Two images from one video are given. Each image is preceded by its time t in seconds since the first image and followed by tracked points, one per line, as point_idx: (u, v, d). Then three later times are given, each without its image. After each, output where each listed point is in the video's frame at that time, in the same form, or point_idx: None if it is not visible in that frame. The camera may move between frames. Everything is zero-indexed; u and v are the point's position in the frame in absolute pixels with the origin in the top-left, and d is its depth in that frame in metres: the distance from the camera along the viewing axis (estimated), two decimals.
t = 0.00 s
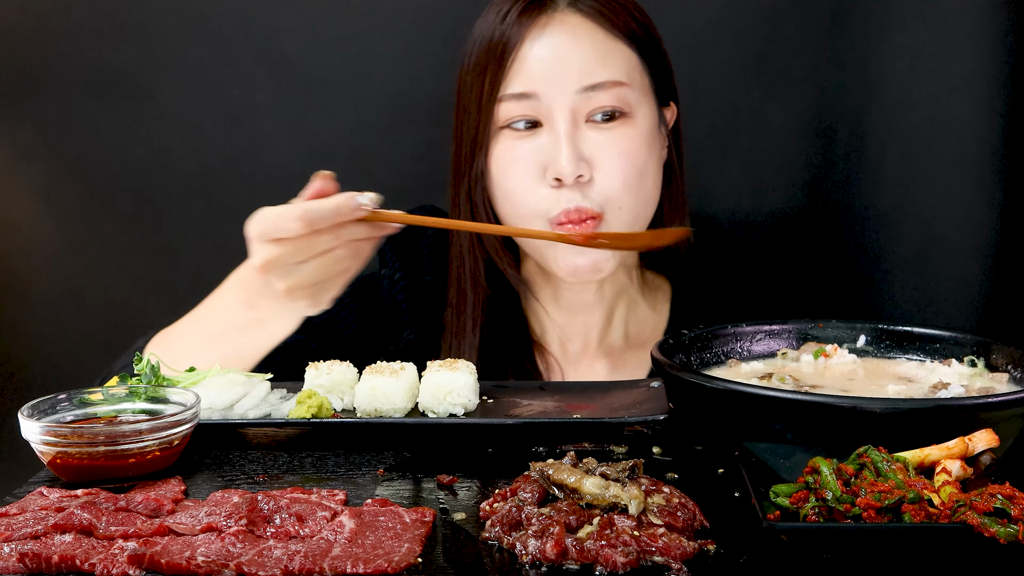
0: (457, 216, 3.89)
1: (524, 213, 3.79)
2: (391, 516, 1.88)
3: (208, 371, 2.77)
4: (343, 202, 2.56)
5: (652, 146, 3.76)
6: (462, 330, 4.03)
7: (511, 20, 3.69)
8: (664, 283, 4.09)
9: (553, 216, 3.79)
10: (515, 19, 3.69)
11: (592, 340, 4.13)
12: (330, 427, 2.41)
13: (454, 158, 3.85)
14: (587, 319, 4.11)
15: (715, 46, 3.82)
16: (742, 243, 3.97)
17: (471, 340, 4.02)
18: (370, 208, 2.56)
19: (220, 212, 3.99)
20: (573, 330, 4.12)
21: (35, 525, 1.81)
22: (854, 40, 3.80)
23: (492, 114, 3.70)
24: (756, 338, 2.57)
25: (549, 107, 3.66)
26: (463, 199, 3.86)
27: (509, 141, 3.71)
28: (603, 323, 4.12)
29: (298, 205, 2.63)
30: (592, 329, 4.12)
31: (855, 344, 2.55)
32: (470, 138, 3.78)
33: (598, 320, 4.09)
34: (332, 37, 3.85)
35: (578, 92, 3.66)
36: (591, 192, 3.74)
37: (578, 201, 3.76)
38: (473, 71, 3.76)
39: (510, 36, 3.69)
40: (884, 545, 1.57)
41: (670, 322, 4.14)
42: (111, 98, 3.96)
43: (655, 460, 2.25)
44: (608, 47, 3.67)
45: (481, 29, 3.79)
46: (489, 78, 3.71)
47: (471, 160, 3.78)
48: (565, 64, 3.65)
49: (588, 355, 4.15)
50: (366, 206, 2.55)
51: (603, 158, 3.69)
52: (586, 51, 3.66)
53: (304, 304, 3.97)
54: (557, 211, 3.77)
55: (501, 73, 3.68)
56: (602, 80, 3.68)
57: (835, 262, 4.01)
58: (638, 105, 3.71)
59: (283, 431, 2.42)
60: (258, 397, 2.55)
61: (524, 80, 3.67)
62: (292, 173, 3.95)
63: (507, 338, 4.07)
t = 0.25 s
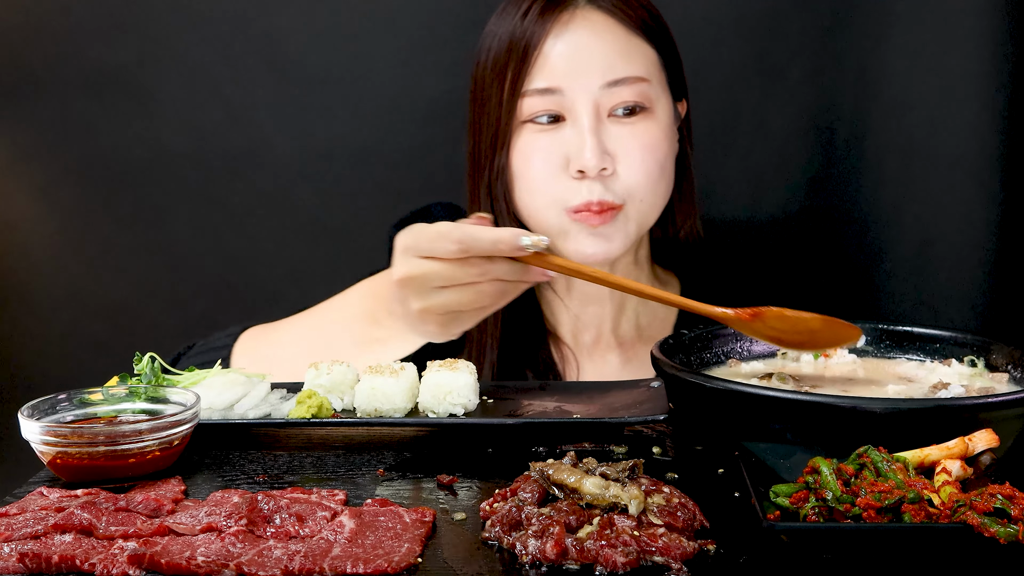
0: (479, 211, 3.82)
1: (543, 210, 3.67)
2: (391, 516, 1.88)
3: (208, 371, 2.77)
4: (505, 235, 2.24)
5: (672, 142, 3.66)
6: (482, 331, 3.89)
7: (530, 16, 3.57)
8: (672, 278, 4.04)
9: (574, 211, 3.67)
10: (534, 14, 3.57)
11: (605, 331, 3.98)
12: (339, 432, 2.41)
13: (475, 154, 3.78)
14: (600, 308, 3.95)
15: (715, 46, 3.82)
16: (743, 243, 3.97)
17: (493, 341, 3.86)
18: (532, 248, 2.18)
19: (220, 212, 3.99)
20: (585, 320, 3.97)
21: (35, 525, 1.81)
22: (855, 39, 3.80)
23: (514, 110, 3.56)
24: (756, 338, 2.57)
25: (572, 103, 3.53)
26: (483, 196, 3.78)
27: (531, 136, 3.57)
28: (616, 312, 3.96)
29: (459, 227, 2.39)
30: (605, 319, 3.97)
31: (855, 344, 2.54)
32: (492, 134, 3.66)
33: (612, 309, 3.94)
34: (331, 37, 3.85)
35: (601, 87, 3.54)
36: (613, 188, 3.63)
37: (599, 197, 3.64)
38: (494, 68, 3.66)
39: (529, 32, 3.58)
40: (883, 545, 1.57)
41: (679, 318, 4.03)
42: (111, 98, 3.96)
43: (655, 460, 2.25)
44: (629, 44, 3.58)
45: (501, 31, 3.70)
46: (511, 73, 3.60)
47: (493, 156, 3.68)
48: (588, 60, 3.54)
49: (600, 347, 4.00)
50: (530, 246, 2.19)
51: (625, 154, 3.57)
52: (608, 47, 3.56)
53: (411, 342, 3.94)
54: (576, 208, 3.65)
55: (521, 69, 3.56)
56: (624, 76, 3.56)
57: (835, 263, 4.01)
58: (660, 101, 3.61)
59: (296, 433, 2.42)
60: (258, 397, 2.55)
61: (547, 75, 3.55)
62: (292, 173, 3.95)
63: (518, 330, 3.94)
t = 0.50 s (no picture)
0: (494, 212, 3.63)
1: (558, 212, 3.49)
2: (391, 516, 1.88)
3: (208, 371, 2.77)
4: (553, 250, 2.23)
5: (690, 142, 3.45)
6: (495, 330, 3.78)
7: (545, 12, 3.35)
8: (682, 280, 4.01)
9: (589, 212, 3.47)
10: (550, 10, 3.34)
11: (614, 330, 3.98)
12: (338, 432, 2.43)
13: (489, 153, 3.58)
14: (611, 309, 3.92)
15: (715, 46, 3.82)
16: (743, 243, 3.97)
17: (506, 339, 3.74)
18: (578, 265, 2.18)
19: (220, 212, 3.99)
20: (595, 320, 3.97)
21: (35, 525, 1.81)
22: (855, 40, 3.80)
23: (531, 107, 3.33)
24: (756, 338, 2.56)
25: (590, 98, 3.28)
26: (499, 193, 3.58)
27: (546, 136, 3.35)
28: (626, 313, 3.94)
29: (509, 237, 2.38)
30: (615, 319, 3.95)
31: (855, 344, 2.54)
32: (505, 135, 3.46)
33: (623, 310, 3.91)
34: (331, 37, 3.85)
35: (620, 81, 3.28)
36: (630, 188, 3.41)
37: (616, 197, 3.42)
38: (508, 67, 3.41)
39: (545, 28, 3.34)
40: (883, 545, 1.57)
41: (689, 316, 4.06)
42: (110, 98, 3.96)
43: (655, 460, 2.25)
44: (646, 39, 3.34)
45: (518, 31, 3.43)
46: (526, 70, 3.35)
47: (509, 156, 3.46)
48: (606, 56, 3.31)
49: (610, 345, 4.01)
50: (576, 264, 2.19)
51: (646, 153, 3.35)
52: (626, 42, 3.33)
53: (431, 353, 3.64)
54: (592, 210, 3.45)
55: (537, 66, 3.32)
56: (644, 71, 3.31)
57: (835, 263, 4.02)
58: (678, 99, 3.38)
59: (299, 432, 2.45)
60: (258, 397, 2.55)
61: (564, 71, 3.32)
62: (291, 172, 3.95)
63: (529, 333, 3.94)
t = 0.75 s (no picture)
0: (504, 213, 3.62)
1: (567, 212, 3.47)
2: (391, 516, 1.88)
3: (209, 371, 2.78)
4: (560, 266, 2.23)
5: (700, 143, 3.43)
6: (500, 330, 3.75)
7: (556, 11, 3.33)
8: (688, 280, 3.92)
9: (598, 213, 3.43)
10: (561, 9, 3.32)
11: (619, 331, 4.02)
12: (339, 432, 2.43)
13: (500, 153, 3.56)
14: (617, 312, 3.94)
15: (715, 46, 3.84)
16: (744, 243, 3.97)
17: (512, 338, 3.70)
18: (584, 281, 2.20)
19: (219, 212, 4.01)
20: (601, 322, 3.98)
21: (35, 525, 1.81)
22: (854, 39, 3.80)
23: (543, 105, 3.31)
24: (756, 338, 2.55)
25: (602, 97, 3.26)
26: (510, 193, 3.57)
27: (557, 135, 3.33)
28: (632, 316, 3.96)
29: (516, 253, 2.38)
30: (620, 321, 3.98)
31: (855, 344, 2.54)
32: (515, 134, 3.44)
33: (628, 314, 3.93)
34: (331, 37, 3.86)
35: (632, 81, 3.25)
36: (640, 188, 3.37)
37: (625, 198, 3.38)
38: (519, 66, 3.39)
39: (556, 28, 3.31)
40: (883, 545, 1.57)
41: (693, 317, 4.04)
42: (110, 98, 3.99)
43: (655, 460, 2.25)
44: (658, 40, 3.34)
45: (529, 31, 3.40)
46: (538, 68, 3.33)
47: (519, 156, 3.44)
48: (618, 56, 3.29)
49: (616, 345, 4.06)
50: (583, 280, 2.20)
51: (657, 152, 3.32)
52: (638, 42, 3.32)
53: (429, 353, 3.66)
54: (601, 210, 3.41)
55: (548, 65, 3.30)
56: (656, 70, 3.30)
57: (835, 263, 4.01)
58: (688, 100, 3.37)
59: (299, 432, 2.46)
60: (258, 397, 2.55)
61: (576, 70, 3.30)
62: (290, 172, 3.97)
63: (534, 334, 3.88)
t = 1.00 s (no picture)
0: (508, 214, 3.61)
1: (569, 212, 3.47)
2: (391, 516, 1.88)
3: (209, 371, 2.78)
4: (561, 292, 2.30)
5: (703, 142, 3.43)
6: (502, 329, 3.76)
7: (558, 11, 3.33)
8: (688, 280, 3.92)
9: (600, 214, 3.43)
10: (564, 9, 3.32)
11: (620, 331, 4.02)
12: (338, 432, 2.43)
13: (502, 152, 3.56)
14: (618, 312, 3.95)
15: (715, 47, 3.84)
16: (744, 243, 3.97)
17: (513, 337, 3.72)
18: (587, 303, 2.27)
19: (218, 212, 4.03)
20: (602, 322, 3.98)
21: (35, 525, 1.81)
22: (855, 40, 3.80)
23: (546, 105, 3.31)
24: (756, 338, 2.54)
25: (604, 98, 3.26)
26: (512, 193, 3.56)
27: (560, 134, 3.33)
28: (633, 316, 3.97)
29: (515, 282, 2.42)
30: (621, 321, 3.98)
31: (854, 344, 2.53)
32: (518, 134, 3.44)
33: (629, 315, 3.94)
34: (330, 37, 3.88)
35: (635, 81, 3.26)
36: (643, 187, 3.37)
37: (626, 198, 3.37)
38: (522, 66, 3.39)
39: (558, 28, 3.31)
40: (883, 545, 1.57)
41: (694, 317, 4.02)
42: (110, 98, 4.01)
43: (655, 460, 2.25)
44: (660, 40, 3.35)
45: (531, 31, 3.40)
46: (540, 68, 3.33)
47: (522, 156, 3.44)
48: (621, 56, 3.29)
49: (617, 345, 4.07)
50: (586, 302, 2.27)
51: (659, 152, 3.32)
52: (641, 42, 3.32)
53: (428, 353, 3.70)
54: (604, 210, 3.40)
55: (550, 65, 3.30)
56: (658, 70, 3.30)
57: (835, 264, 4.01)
58: (690, 100, 3.38)
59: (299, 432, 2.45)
60: (258, 397, 2.54)
61: (578, 70, 3.30)
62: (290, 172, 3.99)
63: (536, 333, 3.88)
